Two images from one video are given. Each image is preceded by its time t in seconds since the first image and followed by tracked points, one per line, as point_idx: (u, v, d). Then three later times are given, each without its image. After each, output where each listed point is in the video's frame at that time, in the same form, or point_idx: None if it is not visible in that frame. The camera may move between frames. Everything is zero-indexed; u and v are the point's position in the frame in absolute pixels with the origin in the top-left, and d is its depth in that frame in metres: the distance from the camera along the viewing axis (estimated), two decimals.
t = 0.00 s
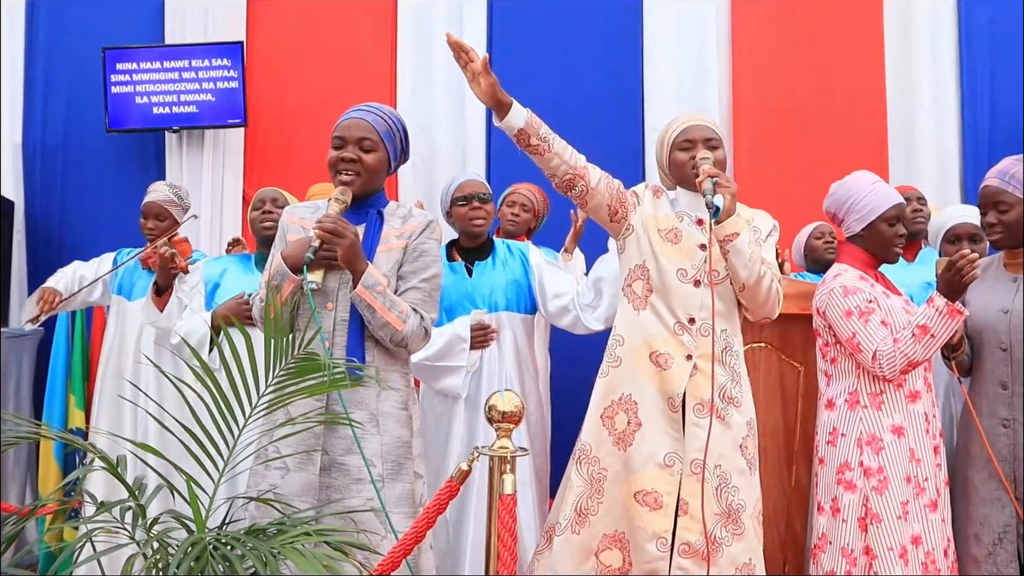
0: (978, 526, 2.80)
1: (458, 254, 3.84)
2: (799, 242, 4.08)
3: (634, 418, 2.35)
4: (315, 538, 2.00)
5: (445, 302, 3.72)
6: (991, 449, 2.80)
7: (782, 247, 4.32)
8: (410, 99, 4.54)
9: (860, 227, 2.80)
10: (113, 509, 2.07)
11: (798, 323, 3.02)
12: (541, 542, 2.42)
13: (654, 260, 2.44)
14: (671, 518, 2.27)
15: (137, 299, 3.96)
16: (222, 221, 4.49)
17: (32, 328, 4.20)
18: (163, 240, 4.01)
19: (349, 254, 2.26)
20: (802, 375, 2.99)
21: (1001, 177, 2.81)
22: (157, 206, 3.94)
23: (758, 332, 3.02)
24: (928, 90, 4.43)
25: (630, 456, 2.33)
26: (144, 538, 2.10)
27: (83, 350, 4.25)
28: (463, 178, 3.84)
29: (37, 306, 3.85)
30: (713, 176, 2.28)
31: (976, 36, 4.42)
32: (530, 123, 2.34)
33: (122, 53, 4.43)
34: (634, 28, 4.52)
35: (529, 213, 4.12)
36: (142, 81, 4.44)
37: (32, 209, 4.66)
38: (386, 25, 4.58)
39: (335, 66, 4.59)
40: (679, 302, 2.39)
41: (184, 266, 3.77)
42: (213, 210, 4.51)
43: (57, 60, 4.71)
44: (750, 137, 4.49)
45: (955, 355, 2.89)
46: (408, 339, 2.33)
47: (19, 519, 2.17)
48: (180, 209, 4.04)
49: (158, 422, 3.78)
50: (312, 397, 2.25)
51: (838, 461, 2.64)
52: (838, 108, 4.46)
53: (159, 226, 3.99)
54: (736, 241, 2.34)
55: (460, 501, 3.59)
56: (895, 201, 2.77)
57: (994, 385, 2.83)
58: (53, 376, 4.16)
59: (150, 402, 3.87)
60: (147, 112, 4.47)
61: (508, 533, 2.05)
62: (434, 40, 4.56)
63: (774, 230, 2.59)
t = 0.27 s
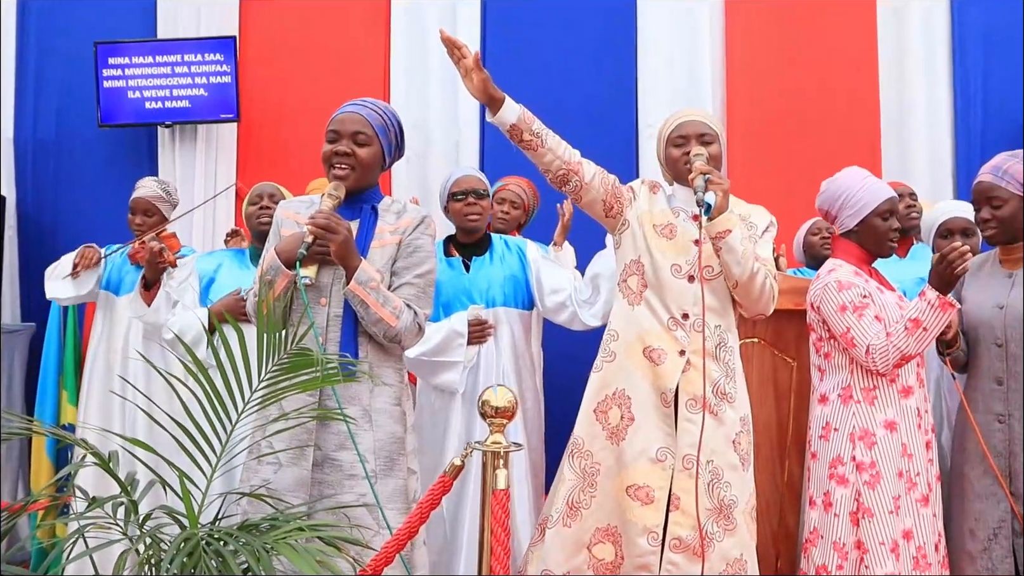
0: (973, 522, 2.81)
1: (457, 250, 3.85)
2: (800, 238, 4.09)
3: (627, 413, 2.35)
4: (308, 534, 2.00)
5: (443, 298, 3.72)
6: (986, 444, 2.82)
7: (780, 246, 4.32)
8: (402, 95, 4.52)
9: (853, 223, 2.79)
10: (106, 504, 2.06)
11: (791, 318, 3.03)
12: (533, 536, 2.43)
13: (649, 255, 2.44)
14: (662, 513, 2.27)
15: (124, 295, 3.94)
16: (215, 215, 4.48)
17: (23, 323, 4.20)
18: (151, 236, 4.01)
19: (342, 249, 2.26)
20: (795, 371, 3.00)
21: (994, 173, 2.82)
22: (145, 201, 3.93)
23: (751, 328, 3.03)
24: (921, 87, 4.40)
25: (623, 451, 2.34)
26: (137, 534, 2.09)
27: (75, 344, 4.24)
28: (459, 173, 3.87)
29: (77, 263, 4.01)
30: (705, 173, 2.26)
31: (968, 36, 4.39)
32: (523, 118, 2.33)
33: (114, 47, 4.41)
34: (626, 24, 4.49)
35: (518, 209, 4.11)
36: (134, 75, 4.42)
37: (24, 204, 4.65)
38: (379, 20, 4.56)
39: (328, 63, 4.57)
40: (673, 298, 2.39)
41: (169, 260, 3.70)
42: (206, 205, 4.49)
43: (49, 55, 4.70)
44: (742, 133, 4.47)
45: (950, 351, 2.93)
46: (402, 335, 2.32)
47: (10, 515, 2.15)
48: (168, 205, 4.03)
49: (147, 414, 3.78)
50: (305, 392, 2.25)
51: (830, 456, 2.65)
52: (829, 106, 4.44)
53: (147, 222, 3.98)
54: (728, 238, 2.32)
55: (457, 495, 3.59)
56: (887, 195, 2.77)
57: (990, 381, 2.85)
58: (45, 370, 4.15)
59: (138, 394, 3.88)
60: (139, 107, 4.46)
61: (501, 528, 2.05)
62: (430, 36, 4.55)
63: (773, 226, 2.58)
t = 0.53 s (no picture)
0: (966, 518, 2.82)
1: (456, 247, 3.82)
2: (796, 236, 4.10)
3: (618, 409, 2.35)
4: (302, 530, 1.99)
5: (443, 295, 3.71)
6: (979, 441, 2.82)
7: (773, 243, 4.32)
8: (396, 92, 4.51)
9: (852, 222, 2.79)
10: (99, 502, 2.06)
11: (784, 315, 3.03)
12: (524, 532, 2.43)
13: (641, 252, 2.44)
14: (651, 509, 2.28)
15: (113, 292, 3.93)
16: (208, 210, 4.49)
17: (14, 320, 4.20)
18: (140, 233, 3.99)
19: (333, 247, 2.25)
20: (788, 368, 3.01)
21: (987, 170, 2.84)
22: (134, 198, 3.93)
23: (745, 325, 3.04)
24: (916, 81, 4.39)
25: (613, 447, 2.34)
26: (130, 531, 2.08)
27: (66, 341, 4.23)
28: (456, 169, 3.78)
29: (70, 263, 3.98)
30: (694, 173, 2.26)
31: (961, 32, 4.36)
32: (517, 113, 2.35)
33: (107, 43, 4.40)
34: (621, 21, 4.46)
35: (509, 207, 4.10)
36: (127, 72, 4.41)
37: (16, 200, 4.64)
38: (373, 16, 4.55)
39: (322, 61, 4.56)
40: (664, 295, 2.39)
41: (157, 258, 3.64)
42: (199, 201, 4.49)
43: (41, 50, 4.68)
44: (735, 131, 4.44)
45: (946, 348, 2.92)
46: (394, 333, 2.32)
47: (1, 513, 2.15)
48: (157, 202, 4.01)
49: (134, 407, 3.81)
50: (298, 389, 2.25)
51: (824, 453, 2.65)
52: (820, 104, 4.41)
53: (137, 218, 3.96)
54: (717, 239, 2.32)
55: (455, 491, 3.56)
56: (888, 197, 2.78)
57: (984, 378, 2.85)
58: (38, 367, 4.14)
59: (126, 388, 3.87)
60: (131, 103, 4.44)
61: (494, 524, 2.05)
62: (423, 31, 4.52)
63: (766, 224, 2.57)
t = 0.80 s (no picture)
0: (960, 512, 2.83)
1: (460, 242, 3.82)
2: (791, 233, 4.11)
3: (605, 403, 2.35)
4: (296, 525, 2.00)
5: (445, 290, 3.72)
6: (973, 436, 2.83)
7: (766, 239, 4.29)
8: (391, 88, 4.49)
9: (847, 219, 2.79)
10: (91, 497, 2.05)
11: (777, 309, 3.03)
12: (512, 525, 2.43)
13: (629, 247, 2.44)
14: (639, 503, 2.28)
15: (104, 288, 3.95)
16: (202, 206, 4.46)
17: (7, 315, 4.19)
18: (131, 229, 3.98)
19: (321, 244, 2.24)
20: (781, 363, 3.01)
21: (983, 166, 2.85)
22: (124, 195, 3.91)
23: (739, 320, 3.03)
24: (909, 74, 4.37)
25: (601, 441, 2.34)
26: (123, 527, 2.08)
27: (59, 336, 4.23)
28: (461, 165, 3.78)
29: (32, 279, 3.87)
30: (683, 171, 2.27)
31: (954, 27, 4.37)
32: (505, 106, 2.33)
33: (99, 37, 4.37)
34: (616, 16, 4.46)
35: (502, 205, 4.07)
36: (120, 66, 4.39)
37: (9, 195, 4.64)
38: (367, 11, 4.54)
39: (317, 57, 4.54)
40: (652, 289, 2.39)
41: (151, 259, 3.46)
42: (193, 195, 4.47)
43: (34, 45, 4.68)
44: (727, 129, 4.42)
45: (941, 344, 2.90)
46: (383, 329, 2.32)
47: None
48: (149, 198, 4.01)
49: (125, 399, 3.82)
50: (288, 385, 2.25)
51: (818, 448, 2.65)
52: (813, 100, 4.40)
53: (127, 215, 3.95)
54: (706, 237, 2.32)
55: (452, 485, 3.56)
56: (886, 198, 2.77)
57: (979, 373, 2.85)
58: (30, 363, 4.14)
59: (116, 382, 3.87)
60: (124, 98, 4.41)
61: (488, 518, 2.05)
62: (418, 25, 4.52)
63: (752, 221, 2.56)
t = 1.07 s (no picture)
0: (954, 504, 2.83)
1: (463, 235, 3.80)
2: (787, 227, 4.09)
3: (594, 396, 2.34)
4: (290, 518, 2.00)
5: (447, 283, 3.70)
6: (968, 429, 2.83)
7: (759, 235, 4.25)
8: (385, 83, 4.47)
9: (847, 215, 2.79)
10: (85, 490, 2.05)
11: (773, 302, 3.03)
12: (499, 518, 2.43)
13: (615, 239, 2.44)
14: (628, 496, 2.29)
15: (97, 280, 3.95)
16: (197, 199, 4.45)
17: None
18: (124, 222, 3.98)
19: (305, 234, 2.25)
20: (776, 356, 3.02)
21: (981, 160, 2.85)
22: (118, 188, 3.90)
23: (733, 313, 3.03)
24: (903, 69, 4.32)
25: (589, 434, 2.33)
26: (117, 520, 2.08)
27: (53, 330, 4.21)
28: (463, 159, 3.78)
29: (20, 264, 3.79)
30: (672, 165, 2.28)
31: (949, 27, 4.30)
32: (496, 96, 2.33)
33: (92, 30, 4.36)
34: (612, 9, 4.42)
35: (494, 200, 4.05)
36: (114, 58, 4.38)
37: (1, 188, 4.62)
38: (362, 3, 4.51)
39: (311, 50, 4.51)
40: (639, 282, 2.39)
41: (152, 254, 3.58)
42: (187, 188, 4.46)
43: (28, 38, 4.66)
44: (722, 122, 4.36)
45: (937, 336, 2.92)
46: (367, 320, 2.33)
47: None
48: (141, 191, 4.00)
49: (120, 393, 3.82)
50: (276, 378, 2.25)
51: (813, 441, 2.65)
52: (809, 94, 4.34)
53: (120, 209, 3.94)
54: (694, 231, 2.34)
55: (450, 480, 3.55)
56: (883, 192, 2.77)
57: (974, 366, 2.85)
58: (24, 359, 4.12)
59: (110, 377, 3.87)
60: (118, 91, 4.40)
61: (483, 511, 2.05)
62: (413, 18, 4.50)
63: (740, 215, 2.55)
